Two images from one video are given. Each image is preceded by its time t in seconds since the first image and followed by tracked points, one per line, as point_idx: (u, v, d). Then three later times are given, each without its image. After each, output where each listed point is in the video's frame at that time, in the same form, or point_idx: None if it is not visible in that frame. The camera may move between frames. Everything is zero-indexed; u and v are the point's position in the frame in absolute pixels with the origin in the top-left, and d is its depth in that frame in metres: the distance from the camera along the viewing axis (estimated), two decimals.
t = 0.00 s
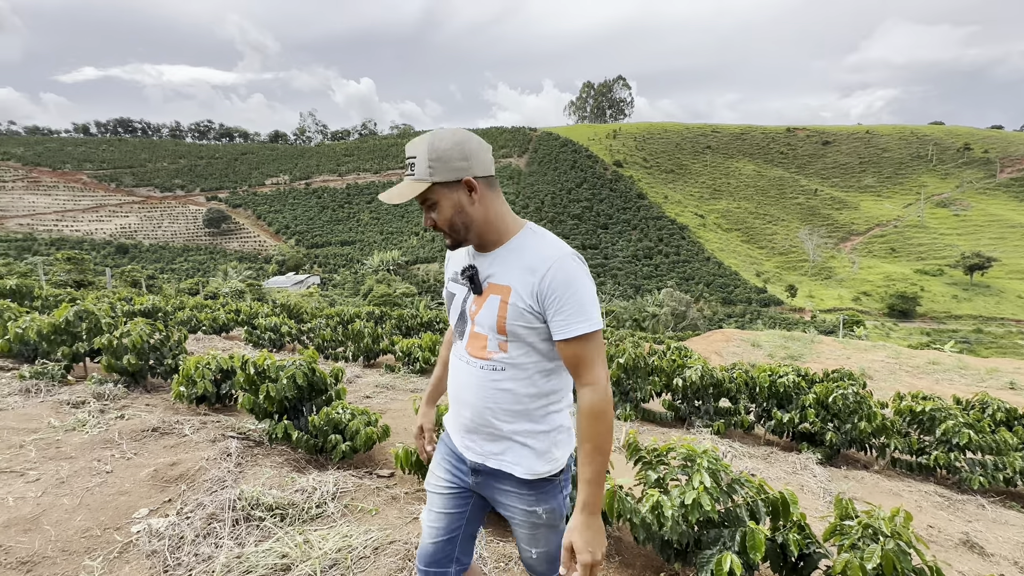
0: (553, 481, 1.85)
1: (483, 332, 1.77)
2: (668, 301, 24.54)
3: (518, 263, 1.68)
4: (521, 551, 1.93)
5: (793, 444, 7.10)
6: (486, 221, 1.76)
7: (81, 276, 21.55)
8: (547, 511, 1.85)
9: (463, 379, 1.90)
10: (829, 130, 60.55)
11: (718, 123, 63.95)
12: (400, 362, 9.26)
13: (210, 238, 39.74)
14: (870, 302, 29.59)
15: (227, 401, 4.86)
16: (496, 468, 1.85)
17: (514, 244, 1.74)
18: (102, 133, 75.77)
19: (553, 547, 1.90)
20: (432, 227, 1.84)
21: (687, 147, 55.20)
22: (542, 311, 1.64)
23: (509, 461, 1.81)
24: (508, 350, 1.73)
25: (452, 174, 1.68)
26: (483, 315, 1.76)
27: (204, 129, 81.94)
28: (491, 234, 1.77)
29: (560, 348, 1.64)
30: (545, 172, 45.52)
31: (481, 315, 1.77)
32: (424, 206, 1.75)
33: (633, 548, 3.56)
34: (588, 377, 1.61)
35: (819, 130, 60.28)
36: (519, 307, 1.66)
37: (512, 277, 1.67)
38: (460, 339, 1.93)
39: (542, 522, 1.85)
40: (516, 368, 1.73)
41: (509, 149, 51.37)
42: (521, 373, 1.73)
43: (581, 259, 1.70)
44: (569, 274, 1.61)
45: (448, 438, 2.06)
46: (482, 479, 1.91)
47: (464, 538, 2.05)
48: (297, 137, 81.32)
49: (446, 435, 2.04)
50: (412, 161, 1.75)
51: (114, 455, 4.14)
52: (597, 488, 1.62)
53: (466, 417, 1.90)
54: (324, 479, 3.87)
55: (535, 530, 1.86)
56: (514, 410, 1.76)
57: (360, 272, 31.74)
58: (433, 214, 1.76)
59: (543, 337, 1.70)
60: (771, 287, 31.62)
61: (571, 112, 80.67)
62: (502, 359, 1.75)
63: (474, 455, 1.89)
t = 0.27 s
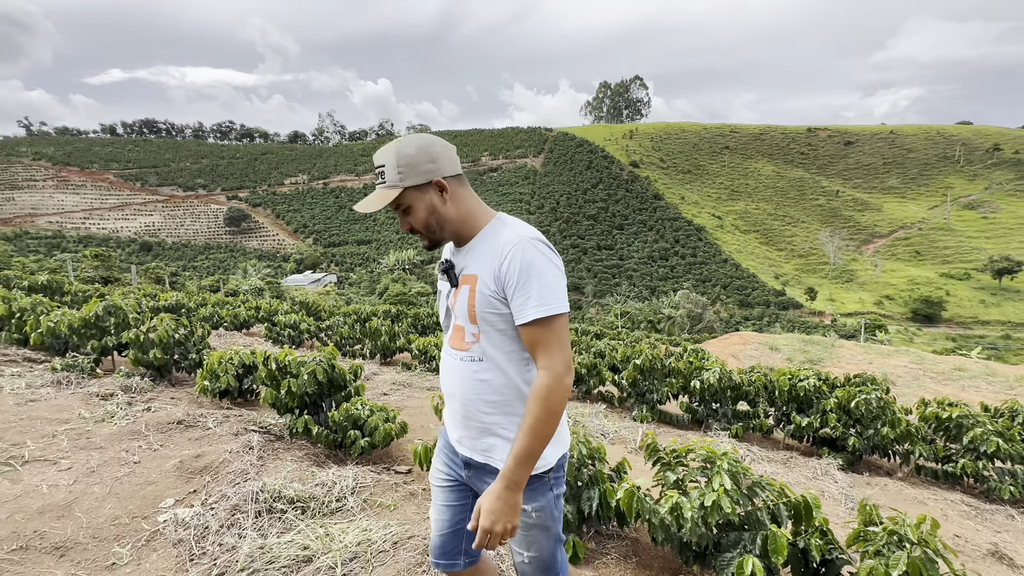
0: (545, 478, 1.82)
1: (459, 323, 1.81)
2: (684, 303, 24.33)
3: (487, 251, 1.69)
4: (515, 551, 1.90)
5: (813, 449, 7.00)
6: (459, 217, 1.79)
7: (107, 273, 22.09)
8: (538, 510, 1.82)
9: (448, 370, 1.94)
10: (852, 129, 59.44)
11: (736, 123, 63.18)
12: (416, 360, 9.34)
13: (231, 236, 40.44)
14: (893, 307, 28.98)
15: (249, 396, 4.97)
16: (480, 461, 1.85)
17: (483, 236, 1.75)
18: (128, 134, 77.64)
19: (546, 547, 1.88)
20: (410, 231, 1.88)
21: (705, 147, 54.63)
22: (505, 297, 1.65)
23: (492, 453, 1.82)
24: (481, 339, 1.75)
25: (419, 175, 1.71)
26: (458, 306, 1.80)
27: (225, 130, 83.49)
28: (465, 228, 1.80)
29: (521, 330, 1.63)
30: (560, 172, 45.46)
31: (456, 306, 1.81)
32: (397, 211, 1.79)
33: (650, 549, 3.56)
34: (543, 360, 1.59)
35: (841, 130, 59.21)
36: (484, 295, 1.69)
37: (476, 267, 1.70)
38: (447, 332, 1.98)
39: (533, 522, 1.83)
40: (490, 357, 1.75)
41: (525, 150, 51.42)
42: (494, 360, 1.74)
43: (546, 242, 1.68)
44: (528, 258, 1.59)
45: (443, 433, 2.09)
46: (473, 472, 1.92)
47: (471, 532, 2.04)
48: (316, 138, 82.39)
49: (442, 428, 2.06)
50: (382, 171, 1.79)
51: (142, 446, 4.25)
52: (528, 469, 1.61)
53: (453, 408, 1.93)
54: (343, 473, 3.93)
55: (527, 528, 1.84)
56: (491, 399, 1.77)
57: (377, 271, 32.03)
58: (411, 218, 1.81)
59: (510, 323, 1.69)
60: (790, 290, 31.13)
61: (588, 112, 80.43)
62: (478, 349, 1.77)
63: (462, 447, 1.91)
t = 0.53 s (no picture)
0: (547, 470, 1.84)
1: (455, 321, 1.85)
2: (698, 304, 24.14)
3: (478, 245, 1.77)
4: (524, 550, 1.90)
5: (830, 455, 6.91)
6: (465, 210, 1.89)
7: (127, 270, 22.55)
8: (544, 503, 1.85)
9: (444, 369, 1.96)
10: (871, 130, 58.47)
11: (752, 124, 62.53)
12: (429, 360, 9.41)
13: (247, 235, 41.02)
14: (913, 311, 28.41)
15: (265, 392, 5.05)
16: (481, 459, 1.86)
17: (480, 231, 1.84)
18: (148, 135, 79.22)
19: (557, 540, 1.88)
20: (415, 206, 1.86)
21: (720, 148, 54.14)
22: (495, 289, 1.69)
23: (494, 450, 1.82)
24: (476, 335, 1.79)
25: (447, 157, 1.82)
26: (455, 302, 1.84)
27: (243, 131, 84.80)
28: (466, 223, 1.89)
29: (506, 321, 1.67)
30: (573, 172, 45.40)
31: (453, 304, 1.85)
32: (417, 179, 1.81)
33: (664, 552, 3.54)
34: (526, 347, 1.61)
35: (859, 130, 58.28)
36: (477, 289, 1.73)
37: (472, 260, 1.76)
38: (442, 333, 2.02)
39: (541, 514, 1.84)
40: (486, 352, 1.78)
41: (538, 150, 51.49)
42: (490, 354, 1.77)
43: (536, 239, 1.76)
44: (515, 251, 1.65)
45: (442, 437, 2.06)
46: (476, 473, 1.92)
47: (486, 532, 2.04)
48: (331, 138, 83.31)
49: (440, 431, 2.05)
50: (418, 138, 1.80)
51: (162, 441, 4.34)
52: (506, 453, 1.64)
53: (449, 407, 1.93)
54: (358, 471, 3.97)
55: (536, 522, 1.84)
56: (487, 394, 1.79)
57: (390, 271, 32.24)
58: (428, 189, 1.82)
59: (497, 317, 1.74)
60: (806, 293, 30.69)
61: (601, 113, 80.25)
62: (472, 344, 1.80)
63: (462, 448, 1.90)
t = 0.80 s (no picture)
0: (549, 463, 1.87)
1: (460, 319, 1.84)
2: (707, 307, 23.97)
3: (485, 245, 1.80)
4: (524, 549, 1.88)
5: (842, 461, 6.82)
6: (468, 214, 1.92)
7: (141, 270, 22.87)
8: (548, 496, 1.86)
9: (446, 369, 1.94)
10: (885, 131, 57.74)
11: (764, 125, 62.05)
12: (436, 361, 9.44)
13: (259, 236, 41.42)
14: (927, 314, 28.02)
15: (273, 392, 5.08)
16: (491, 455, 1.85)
17: (482, 232, 1.87)
18: (163, 136, 80.38)
19: (554, 537, 1.87)
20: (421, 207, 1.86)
21: (730, 149, 53.78)
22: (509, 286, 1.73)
23: (502, 445, 1.82)
24: (485, 332, 1.80)
25: (456, 161, 1.86)
26: (460, 300, 1.84)
27: (255, 132, 85.67)
28: (467, 225, 1.91)
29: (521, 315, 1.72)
30: (583, 173, 45.33)
31: (458, 303, 1.85)
32: (426, 180, 1.82)
33: (671, 558, 3.51)
34: (546, 338, 1.69)
35: (873, 131, 57.59)
36: (487, 286, 1.76)
37: (482, 258, 1.79)
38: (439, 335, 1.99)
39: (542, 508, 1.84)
40: (496, 348, 1.80)
41: (547, 151, 51.48)
42: (502, 349, 1.79)
43: (541, 238, 1.85)
44: (528, 248, 1.72)
45: (441, 439, 2.04)
46: (483, 469, 1.91)
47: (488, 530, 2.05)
48: (342, 140, 83.93)
49: (439, 432, 2.04)
50: (427, 138, 1.80)
51: (173, 439, 4.39)
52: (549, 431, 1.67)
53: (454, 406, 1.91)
54: (364, 471, 3.99)
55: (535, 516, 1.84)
56: (497, 391, 1.80)
57: (400, 271, 32.38)
58: (435, 189, 1.83)
59: (510, 312, 1.77)
60: (818, 296, 30.38)
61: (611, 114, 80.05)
62: (480, 340, 1.81)
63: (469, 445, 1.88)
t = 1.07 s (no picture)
0: (551, 458, 1.89)
1: (468, 319, 1.82)
2: (712, 309, 23.87)
3: (492, 246, 1.82)
4: (525, 551, 1.85)
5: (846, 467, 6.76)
6: (467, 218, 1.91)
7: (147, 270, 23.01)
8: (554, 490, 1.87)
9: (451, 372, 1.87)
10: (893, 132, 57.34)
11: (770, 127, 61.81)
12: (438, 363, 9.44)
13: (264, 236, 41.62)
14: (935, 317, 27.75)
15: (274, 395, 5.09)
16: (502, 456, 1.81)
17: (484, 235, 1.87)
18: (171, 137, 81.01)
19: (558, 534, 1.88)
20: (425, 210, 1.82)
21: (736, 151, 53.60)
22: (520, 285, 1.77)
23: (511, 445, 1.79)
24: (496, 330, 1.79)
25: (460, 165, 1.86)
26: (468, 300, 1.81)
27: (262, 133, 86.13)
28: (467, 230, 1.89)
29: (537, 312, 1.78)
30: (587, 175, 45.29)
31: (465, 304, 1.82)
32: (433, 184, 1.81)
33: (671, 565, 3.47)
34: (565, 334, 1.83)
35: (881, 133, 57.21)
36: (500, 285, 1.77)
37: (491, 258, 1.80)
38: (438, 338, 1.91)
39: (550, 502, 1.84)
40: (507, 346, 1.80)
41: (552, 153, 51.48)
42: (513, 348, 1.80)
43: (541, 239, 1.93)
44: (539, 249, 1.83)
45: (442, 446, 1.99)
46: (488, 472, 1.89)
47: (490, 530, 2.05)
48: (348, 141, 84.27)
49: (438, 439, 1.98)
50: (434, 140, 1.79)
51: (173, 441, 4.39)
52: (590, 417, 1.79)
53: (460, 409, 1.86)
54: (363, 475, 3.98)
55: (542, 513, 1.83)
56: (509, 389, 1.79)
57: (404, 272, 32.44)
58: (442, 194, 1.81)
59: (522, 310, 1.81)
60: (824, 298, 30.17)
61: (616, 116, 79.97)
62: (490, 340, 1.80)
63: (478, 447, 1.85)
